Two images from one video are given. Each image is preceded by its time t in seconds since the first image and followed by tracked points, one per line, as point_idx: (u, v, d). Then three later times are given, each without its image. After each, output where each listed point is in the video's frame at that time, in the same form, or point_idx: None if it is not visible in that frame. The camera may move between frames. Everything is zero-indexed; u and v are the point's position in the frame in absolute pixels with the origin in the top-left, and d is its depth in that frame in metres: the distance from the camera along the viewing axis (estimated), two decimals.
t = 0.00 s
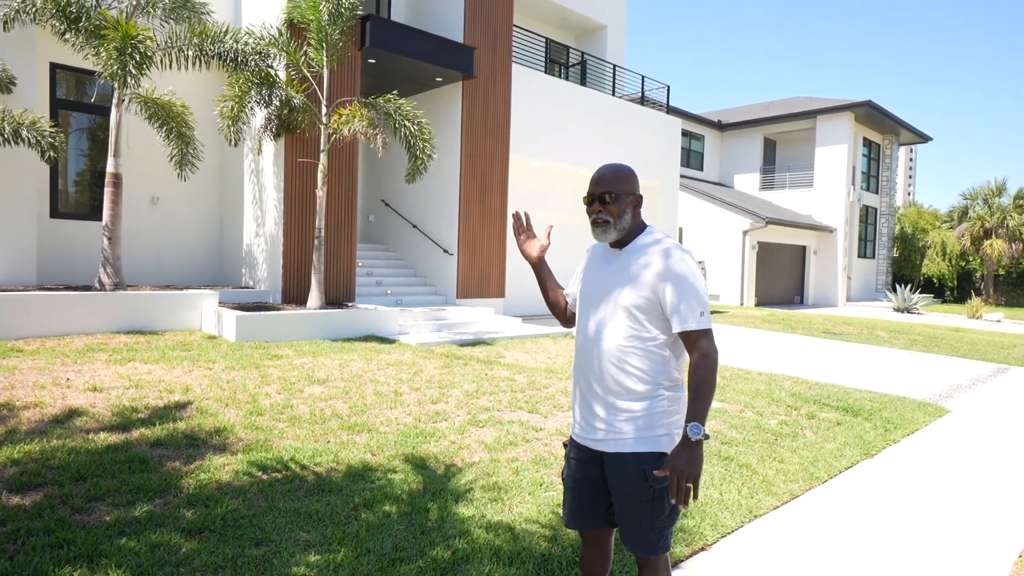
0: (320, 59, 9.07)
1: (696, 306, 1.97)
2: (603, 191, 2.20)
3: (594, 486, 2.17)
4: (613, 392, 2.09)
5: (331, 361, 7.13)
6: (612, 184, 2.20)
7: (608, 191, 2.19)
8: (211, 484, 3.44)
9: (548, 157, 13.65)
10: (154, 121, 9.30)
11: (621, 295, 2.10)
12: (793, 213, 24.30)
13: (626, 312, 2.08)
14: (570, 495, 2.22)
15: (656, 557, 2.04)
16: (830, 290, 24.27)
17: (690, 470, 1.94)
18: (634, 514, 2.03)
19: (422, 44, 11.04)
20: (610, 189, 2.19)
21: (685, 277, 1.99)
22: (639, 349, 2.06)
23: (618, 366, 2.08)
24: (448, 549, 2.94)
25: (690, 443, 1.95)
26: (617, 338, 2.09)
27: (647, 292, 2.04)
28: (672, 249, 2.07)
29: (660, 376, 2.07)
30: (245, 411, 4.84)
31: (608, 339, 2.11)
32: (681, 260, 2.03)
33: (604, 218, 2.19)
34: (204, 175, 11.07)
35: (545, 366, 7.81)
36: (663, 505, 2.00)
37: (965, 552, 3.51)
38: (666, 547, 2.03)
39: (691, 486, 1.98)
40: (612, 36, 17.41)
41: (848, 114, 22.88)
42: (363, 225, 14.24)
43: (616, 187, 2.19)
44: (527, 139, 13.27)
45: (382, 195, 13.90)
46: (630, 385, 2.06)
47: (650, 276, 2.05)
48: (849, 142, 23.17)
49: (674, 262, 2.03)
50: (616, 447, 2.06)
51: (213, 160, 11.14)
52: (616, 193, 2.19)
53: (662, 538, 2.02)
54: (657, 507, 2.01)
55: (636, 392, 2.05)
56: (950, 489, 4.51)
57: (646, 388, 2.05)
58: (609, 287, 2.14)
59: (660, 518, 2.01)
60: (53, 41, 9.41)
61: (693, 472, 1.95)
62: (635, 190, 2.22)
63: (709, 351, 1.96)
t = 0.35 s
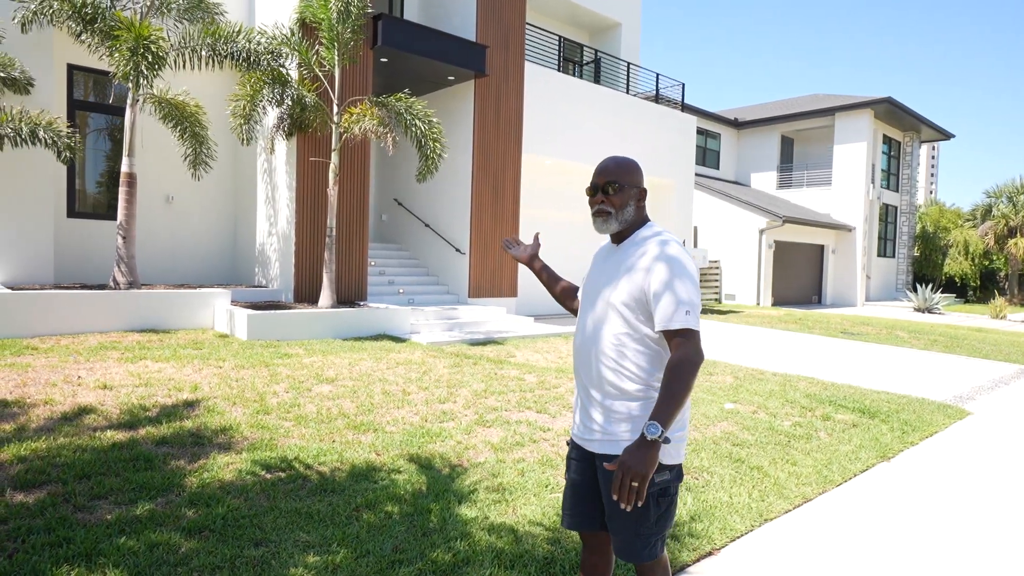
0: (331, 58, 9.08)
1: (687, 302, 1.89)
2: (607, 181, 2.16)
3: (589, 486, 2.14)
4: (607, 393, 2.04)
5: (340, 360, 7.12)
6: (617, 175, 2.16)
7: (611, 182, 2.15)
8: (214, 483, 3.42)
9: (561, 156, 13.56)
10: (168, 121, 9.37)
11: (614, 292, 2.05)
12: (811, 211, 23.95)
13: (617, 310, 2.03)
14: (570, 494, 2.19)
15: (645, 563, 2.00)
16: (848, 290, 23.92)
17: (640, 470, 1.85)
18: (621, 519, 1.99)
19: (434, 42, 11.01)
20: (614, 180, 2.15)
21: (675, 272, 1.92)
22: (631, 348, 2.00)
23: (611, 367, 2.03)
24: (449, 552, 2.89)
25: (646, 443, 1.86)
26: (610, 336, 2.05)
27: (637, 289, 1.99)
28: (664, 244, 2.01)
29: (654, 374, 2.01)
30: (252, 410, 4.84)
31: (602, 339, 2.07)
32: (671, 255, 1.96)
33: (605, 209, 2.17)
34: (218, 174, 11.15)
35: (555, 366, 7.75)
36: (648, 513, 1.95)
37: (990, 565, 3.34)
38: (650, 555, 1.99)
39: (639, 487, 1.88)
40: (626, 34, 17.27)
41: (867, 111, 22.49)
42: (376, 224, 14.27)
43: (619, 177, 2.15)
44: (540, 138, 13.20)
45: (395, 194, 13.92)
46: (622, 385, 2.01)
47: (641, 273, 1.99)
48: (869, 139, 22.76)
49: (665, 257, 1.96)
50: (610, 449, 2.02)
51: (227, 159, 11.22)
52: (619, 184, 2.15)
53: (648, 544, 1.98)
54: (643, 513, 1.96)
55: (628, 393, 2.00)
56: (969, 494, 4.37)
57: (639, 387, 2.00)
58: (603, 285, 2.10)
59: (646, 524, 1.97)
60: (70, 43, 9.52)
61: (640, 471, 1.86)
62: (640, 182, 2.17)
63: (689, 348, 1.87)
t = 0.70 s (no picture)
0: (337, 57, 9.05)
1: (680, 305, 1.80)
2: (604, 177, 2.05)
3: (580, 494, 2.06)
4: (597, 399, 1.96)
5: (344, 360, 7.08)
6: (614, 172, 2.06)
7: (609, 179, 2.05)
8: (207, 485, 3.38)
9: (570, 154, 13.46)
10: (176, 121, 9.38)
11: (604, 294, 1.97)
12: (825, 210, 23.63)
13: (608, 313, 1.95)
14: (559, 503, 2.12)
15: None
16: (863, 290, 23.59)
17: (636, 484, 1.79)
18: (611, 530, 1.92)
19: (441, 40, 10.95)
20: (612, 177, 2.04)
21: (668, 275, 1.84)
22: (622, 353, 1.92)
23: (602, 372, 1.95)
24: (441, 558, 2.82)
25: (640, 455, 1.79)
26: (601, 341, 1.97)
27: (629, 292, 1.91)
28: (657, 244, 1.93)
29: (647, 380, 1.93)
30: (252, 410, 4.80)
31: (593, 343, 1.99)
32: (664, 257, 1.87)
33: (603, 207, 2.07)
34: (227, 173, 11.18)
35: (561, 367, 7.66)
36: (638, 524, 1.88)
37: None
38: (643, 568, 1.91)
39: (635, 499, 1.82)
40: (636, 31, 17.12)
41: (883, 108, 22.14)
42: (384, 224, 14.26)
43: (616, 173, 2.05)
44: (549, 136, 13.10)
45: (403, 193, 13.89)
46: (614, 391, 1.93)
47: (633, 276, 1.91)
48: (884, 137, 22.41)
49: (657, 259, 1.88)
50: (601, 456, 1.94)
51: (235, 159, 11.24)
52: (616, 181, 2.05)
53: (640, 557, 1.91)
54: (634, 525, 1.89)
55: (620, 398, 1.92)
56: (985, 501, 4.23)
57: (631, 393, 1.92)
58: (595, 287, 2.02)
59: (636, 536, 1.89)
60: (79, 43, 9.57)
61: (636, 485, 1.79)
62: (638, 179, 2.07)
63: (686, 354, 1.78)
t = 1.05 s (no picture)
0: (347, 56, 9.06)
1: (685, 309, 1.73)
2: (601, 173, 1.98)
3: (578, 503, 1.96)
4: (594, 403, 1.89)
5: (352, 359, 7.07)
6: (612, 168, 1.99)
7: (607, 174, 1.97)
8: (206, 486, 3.35)
9: (582, 153, 13.36)
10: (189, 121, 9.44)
11: (603, 295, 1.89)
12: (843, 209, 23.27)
13: (607, 316, 1.88)
14: (556, 512, 2.01)
15: None
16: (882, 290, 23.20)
17: (660, 500, 1.72)
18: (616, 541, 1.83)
19: (452, 39, 10.91)
20: (609, 173, 1.97)
21: (671, 281, 1.76)
22: (620, 359, 1.84)
23: (601, 375, 1.87)
24: (437, 564, 2.77)
25: (663, 469, 1.72)
26: (598, 344, 1.89)
27: (629, 295, 1.83)
28: (657, 246, 1.84)
29: (649, 387, 1.84)
30: (256, 410, 4.79)
31: (590, 345, 1.91)
32: (665, 260, 1.79)
33: (600, 204, 1.99)
34: (239, 173, 11.24)
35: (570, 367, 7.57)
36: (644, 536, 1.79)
37: None
38: None
39: (662, 517, 1.76)
40: (650, 29, 16.97)
41: (902, 105, 21.74)
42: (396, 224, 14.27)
43: (614, 169, 1.97)
44: (561, 135, 13.01)
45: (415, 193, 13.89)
46: (612, 395, 1.84)
47: (634, 280, 1.83)
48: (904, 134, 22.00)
49: (659, 263, 1.79)
50: (600, 463, 1.86)
51: (247, 159, 11.30)
52: (614, 177, 1.97)
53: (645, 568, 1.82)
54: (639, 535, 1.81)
55: (619, 403, 1.84)
56: (1004, 508, 4.08)
57: (630, 399, 1.83)
58: (594, 288, 1.93)
59: (641, 547, 1.81)
60: (94, 45, 9.66)
61: (657, 499, 1.73)
62: (636, 176, 2.00)
63: (696, 359, 1.72)
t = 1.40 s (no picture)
0: (360, 58, 9.11)
1: (699, 313, 1.69)
2: (612, 173, 1.92)
3: (579, 507, 1.92)
4: (596, 407, 1.84)
5: (363, 360, 7.09)
6: (622, 167, 1.94)
7: (618, 173, 1.92)
8: (214, 485, 3.37)
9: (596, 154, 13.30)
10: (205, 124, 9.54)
11: (609, 297, 1.83)
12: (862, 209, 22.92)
13: (611, 319, 1.82)
14: (556, 518, 1.97)
15: None
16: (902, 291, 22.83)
17: (663, 502, 1.66)
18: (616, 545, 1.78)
19: (465, 40, 10.91)
20: (620, 172, 1.92)
21: (681, 284, 1.71)
22: (624, 363, 1.79)
23: (605, 377, 1.82)
24: (441, 566, 2.76)
25: (667, 471, 1.66)
26: (602, 348, 1.84)
27: (635, 299, 1.78)
28: (665, 248, 1.78)
29: (654, 390, 1.79)
30: (266, 410, 4.81)
31: (592, 347, 1.86)
32: (674, 264, 1.74)
33: (613, 204, 1.92)
34: (255, 175, 11.34)
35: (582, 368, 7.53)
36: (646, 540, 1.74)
37: None
38: None
39: (664, 519, 1.70)
40: (665, 28, 16.87)
41: (923, 103, 21.37)
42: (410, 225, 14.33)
43: (625, 168, 1.92)
44: (575, 135, 12.96)
45: (428, 194, 13.93)
46: (616, 398, 1.80)
47: (641, 283, 1.77)
48: (925, 133, 21.62)
49: (667, 266, 1.74)
50: (603, 468, 1.80)
51: (263, 160, 11.40)
52: (625, 176, 1.92)
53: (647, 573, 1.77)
54: (641, 539, 1.75)
55: (623, 406, 1.79)
56: None
57: (634, 403, 1.78)
58: (598, 290, 1.87)
59: (643, 551, 1.76)
60: (113, 49, 9.80)
61: (661, 501, 1.67)
62: (645, 174, 1.96)
63: (705, 363, 1.69)
